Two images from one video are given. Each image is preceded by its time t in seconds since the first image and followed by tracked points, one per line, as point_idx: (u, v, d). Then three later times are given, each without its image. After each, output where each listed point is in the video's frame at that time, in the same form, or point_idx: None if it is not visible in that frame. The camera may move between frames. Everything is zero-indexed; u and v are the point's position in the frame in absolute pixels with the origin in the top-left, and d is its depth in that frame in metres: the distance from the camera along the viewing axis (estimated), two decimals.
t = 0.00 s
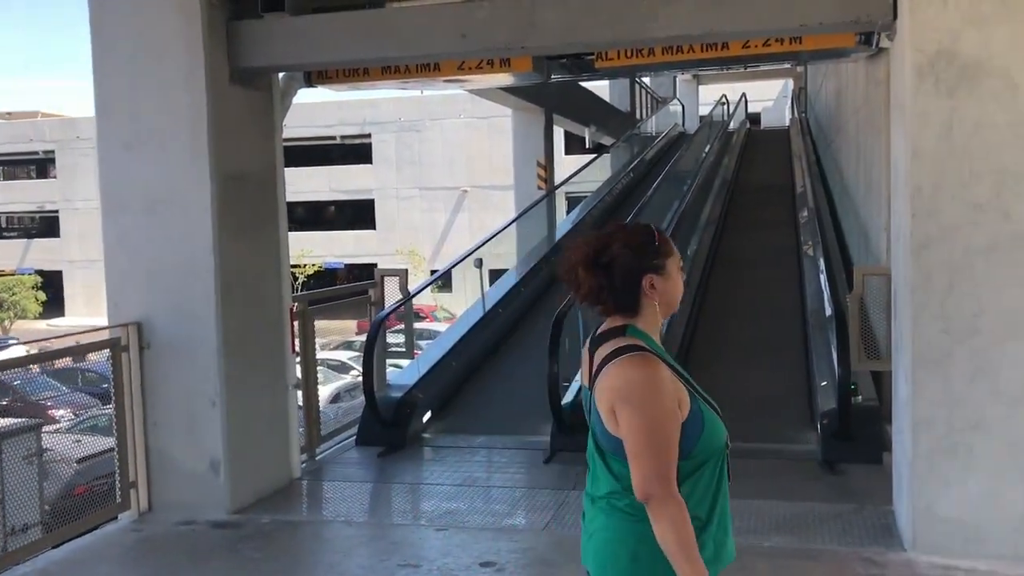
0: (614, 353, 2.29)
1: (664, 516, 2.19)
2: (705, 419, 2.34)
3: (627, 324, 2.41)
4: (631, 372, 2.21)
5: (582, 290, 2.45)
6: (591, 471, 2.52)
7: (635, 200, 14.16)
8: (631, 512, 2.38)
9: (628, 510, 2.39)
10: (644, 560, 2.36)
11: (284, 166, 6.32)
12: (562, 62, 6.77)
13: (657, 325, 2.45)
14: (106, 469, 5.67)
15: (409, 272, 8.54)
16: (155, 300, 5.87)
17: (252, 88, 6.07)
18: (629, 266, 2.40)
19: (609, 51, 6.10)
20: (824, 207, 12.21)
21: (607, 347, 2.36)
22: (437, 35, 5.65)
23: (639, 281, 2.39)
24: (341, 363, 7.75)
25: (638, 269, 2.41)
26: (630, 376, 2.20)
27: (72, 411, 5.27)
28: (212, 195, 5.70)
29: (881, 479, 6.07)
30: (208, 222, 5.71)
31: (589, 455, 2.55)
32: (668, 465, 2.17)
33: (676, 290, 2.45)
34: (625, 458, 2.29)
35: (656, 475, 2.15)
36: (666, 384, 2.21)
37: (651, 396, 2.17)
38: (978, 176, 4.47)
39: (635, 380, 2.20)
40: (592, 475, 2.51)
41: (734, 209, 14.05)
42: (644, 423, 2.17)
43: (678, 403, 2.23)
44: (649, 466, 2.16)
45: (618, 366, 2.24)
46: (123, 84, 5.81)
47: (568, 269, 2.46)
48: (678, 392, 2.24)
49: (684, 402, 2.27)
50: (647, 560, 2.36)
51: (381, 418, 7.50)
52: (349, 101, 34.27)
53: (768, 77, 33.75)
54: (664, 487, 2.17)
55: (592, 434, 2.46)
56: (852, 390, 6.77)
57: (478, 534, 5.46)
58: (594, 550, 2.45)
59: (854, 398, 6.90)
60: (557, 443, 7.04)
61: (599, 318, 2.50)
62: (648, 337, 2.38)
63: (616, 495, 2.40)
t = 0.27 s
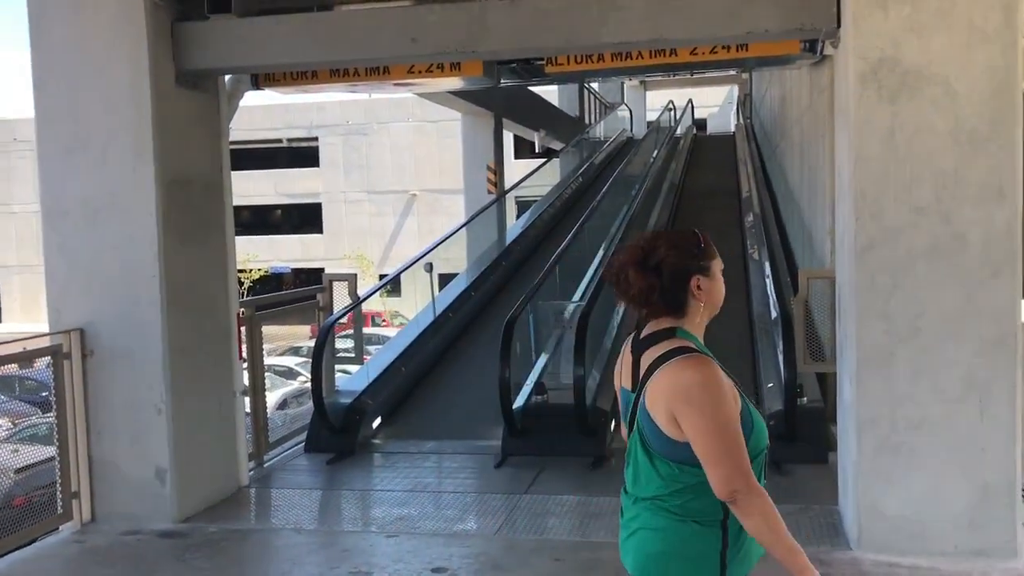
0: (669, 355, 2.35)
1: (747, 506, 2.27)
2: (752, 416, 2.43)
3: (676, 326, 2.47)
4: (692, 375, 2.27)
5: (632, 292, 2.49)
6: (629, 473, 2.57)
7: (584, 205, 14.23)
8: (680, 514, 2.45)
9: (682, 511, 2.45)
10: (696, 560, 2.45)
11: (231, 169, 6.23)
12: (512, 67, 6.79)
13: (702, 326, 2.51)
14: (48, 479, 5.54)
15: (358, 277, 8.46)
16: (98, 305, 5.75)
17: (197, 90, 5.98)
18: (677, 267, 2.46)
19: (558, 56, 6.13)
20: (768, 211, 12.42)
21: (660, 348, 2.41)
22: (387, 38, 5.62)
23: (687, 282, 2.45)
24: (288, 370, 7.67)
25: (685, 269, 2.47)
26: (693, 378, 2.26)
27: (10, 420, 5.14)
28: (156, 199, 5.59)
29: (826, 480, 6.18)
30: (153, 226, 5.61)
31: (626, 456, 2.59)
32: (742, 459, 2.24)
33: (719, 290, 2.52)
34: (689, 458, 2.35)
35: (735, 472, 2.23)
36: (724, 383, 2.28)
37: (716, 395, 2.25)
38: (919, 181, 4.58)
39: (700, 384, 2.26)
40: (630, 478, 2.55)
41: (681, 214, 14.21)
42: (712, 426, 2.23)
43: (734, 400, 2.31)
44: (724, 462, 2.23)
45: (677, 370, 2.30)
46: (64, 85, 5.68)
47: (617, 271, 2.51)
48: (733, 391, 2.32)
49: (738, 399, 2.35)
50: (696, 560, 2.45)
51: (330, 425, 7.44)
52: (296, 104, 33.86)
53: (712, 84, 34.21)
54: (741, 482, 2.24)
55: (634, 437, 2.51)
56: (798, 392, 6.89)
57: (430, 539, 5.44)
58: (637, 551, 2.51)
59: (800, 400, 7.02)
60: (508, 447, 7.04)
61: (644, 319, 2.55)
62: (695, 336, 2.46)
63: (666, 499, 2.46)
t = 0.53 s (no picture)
0: (731, 355, 2.40)
1: (802, 506, 2.32)
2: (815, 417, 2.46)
3: (738, 325, 2.51)
4: (758, 370, 2.33)
5: (698, 295, 2.52)
6: (693, 473, 2.60)
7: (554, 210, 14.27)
8: (747, 514, 2.47)
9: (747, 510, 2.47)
10: (764, 558, 2.47)
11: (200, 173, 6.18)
12: (484, 74, 6.79)
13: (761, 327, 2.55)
14: (10, 487, 5.48)
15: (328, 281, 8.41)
16: (63, 310, 5.68)
17: (166, 93, 5.93)
18: (740, 271, 2.50)
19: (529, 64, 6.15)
20: (737, 219, 12.52)
21: (726, 346, 2.46)
22: (359, 43, 5.62)
23: (750, 284, 2.49)
24: (256, 375, 7.62)
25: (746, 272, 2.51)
26: (758, 373, 2.32)
27: None
28: (124, 202, 5.54)
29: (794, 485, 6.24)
30: (122, 230, 5.55)
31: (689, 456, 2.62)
32: (801, 459, 2.29)
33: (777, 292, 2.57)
34: (751, 456, 2.40)
35: (792, 470, 2.28)
36: (790, 383, 2.33)
37: (780, 395, 2.29)
38: (885, 191, 4.65)
39: (761, 383, 2.31)
40: (695, 478, 2.58)
41: (650, 220, 14.29)
42: (778, 423, 2.28)
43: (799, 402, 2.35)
44: (785, 461, 2.28)
45: (744, 366, 2.35)
46: (30, 86, 5.61)
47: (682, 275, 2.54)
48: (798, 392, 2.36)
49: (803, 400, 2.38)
50: (763, 559, 2.46)
51: (300, 430, 7.40)
52: (264, 107, 33.45)
53: (681, 92, 34.46)
54: (799, 480, 2.29)
55: (698, 437, 2.53)
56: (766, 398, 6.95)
57: (400, 545, 5.43)
58: (705, 550, 2.54)
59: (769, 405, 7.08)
60: (478, 453, 7.03)
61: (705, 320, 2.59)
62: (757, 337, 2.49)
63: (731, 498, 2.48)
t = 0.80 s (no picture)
0: (797, 359, 2.42)
1: (861, 510, 2.32)
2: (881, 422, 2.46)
3: (809, 332, 2.51)
4: (824, 375, 2.33)
5: (776, 300, 2.53)
6: (759, 473, 2.60)
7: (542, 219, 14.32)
8: (821, 515, 2.47)
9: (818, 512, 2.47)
10: (833, 559, 2.47)
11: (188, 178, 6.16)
12: (474, 82, 6.80)
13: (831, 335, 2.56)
14: None
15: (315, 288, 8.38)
16: (48, 314, 5.63)
17: (155, 98, 5.91)
18: (817, 277, 2.51)
19: (518, 72, 6.16)
20: (724, 229, 12.56)
21: (795, 351, 2.46)
22: (350, 49, 5.62)
23: (827, 291, 2.50)
24: (241, 381, 7.58)
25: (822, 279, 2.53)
26: (824, 379, 2.33)
27: None
28: (111, 207, 5.51)
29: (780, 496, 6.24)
30: (109, 235, 5.52)
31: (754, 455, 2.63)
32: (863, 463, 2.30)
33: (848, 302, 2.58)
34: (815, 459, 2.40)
35: (854, 474, 2.28)
36: (855, 389, 2.33)
37: (844, 400, 2.30)
38: (872, 203, 4.68)
39: (828, 387, 2.32)
40: (761, 478, 2.59)
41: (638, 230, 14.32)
42: (845, 427, 2.29)
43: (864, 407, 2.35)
44: (847, 465, 2.29)
45: (810, 371, 2.36)
46: (18, 89, 5.58)
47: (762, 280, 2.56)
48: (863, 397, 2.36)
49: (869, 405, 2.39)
50: (833, 562, 2.47)
51: (286, 437, 7.37)
52: (251, 113, 33.90)
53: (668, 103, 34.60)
54: (860, 485, 2.30)
55: (766, 437, 2.54)
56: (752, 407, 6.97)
57: (386, 554, 5.40)
58: (771, 550, 2.54)
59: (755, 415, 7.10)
60: (464, 461, 7.02)
61: (777, 325, 2.60)
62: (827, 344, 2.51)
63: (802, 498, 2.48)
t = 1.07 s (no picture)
0: (892, 370, 2.41)
1: (954, 519, 2.31)
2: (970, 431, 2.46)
3: (904, 341, 2.51)
4: (921, 386, 2.33)
5: (875, 310, 2.52)
6: (845, 477, 2.59)
7: (538, 227, 14.36)
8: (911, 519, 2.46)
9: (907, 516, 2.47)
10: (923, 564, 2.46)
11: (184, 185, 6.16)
12: (471, 91, 6.81)
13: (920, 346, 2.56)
14: None
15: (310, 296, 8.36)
16: (43, 320, 5.62)
17: (151, 105, 5.90)
18: (910, 288, 2.51)
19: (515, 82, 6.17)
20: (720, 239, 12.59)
21: (889, 360, 2.46)
22: (348, 57, 5.62)
23: (921, 301, 2.50)
24: (235, 389, 7.55)
25: (916, 288, 2.52)
26: (922, 388, 2.32)
27: None
28: (107, 214, 5.50)
29: (775, 506, 6.25)
30: (104, 241, 5.51)
31: (839, 461, 2.61)
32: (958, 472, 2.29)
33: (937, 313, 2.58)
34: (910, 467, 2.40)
35: (949, 482, 2.28)
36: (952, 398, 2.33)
37: (942, 409, 2.29)
38: (868, 215, 4.69)
39: (930, 396, 2.31)
40: (850, 483, 2.57)
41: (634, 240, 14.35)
42: (943, 436, 2.29)
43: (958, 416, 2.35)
44: (943, 474, 2.29)
45: (907, 380, 2.36)
46: (15, 95, 5.58)
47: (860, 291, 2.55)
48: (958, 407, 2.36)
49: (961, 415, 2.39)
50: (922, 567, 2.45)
51: (280, 445, 7.34)
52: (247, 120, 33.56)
53: (665, 112, 34.66)
54: (954, 494, 2.29)
55: (855, 443, 2.53)
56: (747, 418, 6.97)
57: (380, 562, 5.39)
58: (863, 555, 2.53)
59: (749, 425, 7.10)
60: (458, 470, 7.02)
61: (868, 334, 2.60)
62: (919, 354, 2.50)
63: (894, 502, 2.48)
